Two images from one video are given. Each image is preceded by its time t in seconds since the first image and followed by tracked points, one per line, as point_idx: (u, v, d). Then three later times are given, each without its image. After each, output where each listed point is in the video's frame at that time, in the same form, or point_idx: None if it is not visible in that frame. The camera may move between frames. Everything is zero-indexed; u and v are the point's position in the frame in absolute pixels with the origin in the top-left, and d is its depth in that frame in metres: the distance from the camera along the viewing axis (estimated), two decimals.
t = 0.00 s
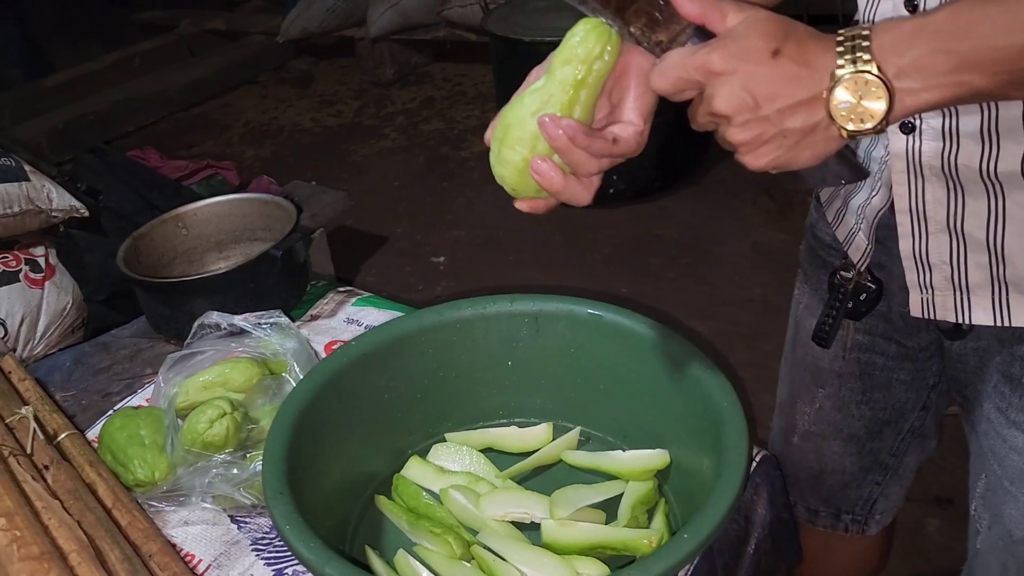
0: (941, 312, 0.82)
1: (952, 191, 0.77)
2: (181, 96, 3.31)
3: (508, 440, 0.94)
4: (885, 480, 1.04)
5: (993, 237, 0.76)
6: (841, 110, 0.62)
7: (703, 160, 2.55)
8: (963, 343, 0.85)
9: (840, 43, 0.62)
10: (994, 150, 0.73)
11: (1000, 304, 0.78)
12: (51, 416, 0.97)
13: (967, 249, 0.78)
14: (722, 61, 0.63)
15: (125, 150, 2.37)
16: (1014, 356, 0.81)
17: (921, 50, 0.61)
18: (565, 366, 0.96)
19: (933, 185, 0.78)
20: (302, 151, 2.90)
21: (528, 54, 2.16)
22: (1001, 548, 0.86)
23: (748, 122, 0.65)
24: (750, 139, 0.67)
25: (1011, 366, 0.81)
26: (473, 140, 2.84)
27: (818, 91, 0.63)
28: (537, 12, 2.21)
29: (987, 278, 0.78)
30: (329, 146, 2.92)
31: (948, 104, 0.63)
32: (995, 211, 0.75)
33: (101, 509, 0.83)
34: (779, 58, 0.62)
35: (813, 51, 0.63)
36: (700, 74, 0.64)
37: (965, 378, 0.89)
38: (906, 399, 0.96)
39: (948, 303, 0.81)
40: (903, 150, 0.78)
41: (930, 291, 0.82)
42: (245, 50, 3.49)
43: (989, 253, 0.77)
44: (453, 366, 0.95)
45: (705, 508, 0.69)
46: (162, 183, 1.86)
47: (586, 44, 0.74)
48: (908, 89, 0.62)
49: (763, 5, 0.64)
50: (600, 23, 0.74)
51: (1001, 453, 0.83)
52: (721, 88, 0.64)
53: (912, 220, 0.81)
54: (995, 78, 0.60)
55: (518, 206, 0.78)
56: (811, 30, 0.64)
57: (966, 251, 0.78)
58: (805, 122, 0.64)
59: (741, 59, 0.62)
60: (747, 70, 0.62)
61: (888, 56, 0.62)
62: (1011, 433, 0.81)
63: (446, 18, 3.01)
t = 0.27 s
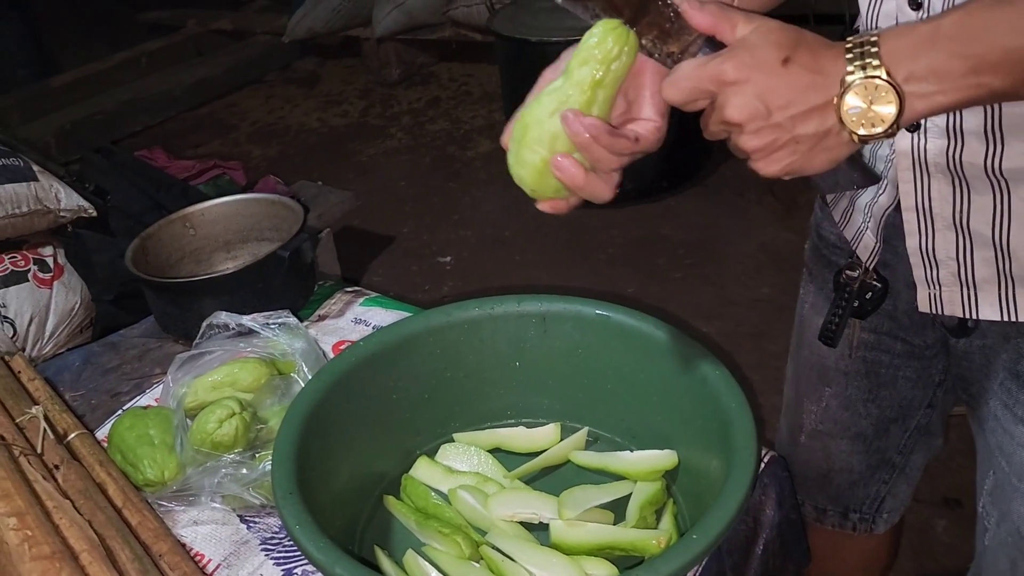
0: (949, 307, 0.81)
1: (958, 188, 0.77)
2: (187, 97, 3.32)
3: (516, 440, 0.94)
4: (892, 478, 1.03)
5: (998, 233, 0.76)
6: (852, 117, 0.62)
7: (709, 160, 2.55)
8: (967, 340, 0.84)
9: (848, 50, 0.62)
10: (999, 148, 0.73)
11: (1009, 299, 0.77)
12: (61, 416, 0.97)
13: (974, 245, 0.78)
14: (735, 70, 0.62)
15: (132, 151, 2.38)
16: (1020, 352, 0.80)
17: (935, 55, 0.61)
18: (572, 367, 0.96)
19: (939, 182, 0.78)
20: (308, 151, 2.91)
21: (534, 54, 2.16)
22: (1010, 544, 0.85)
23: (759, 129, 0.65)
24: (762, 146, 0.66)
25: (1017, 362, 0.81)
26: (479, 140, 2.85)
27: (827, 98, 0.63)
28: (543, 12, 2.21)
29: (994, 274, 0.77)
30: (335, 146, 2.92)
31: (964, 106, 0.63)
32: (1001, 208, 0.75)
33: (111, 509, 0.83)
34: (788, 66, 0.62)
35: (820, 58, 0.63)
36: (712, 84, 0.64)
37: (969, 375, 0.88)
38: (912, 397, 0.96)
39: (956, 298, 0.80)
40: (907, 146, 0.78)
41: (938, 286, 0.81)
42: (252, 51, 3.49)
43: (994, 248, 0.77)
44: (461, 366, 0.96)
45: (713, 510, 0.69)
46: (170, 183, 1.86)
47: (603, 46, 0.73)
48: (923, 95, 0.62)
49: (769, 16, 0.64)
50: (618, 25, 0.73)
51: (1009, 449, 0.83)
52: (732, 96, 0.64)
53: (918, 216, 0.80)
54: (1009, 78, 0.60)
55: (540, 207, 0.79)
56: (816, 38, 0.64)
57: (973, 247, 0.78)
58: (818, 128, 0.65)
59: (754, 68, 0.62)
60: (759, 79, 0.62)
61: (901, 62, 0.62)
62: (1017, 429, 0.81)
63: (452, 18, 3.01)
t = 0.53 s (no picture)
0: (954, 302, 0.82)
1: (964, 182, 0.77)
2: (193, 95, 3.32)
3: (524, 437, 0.94)
4: (900, 474, 1.03)
5: (1005, 228, 0.76)
6: (864, 120, 0.63)
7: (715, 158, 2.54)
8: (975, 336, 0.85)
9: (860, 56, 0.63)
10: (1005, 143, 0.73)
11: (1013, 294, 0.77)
12: (71, 411, 0.97)
13: (979, 240, 0.78)
14: (747, 78, 0.64)
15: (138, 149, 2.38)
16: None
17: (942, 57, 0.61)
18: (581, 364, 0.96)
19: (944, 177, 0.78)
20: (314, 149, 2.91)
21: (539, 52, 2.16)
22: (1015, 542, 0.85)
23: (774, 135, 0.66)
24: (779, 151, 0.67)
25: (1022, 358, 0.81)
26: (485, 138, 2.85)
27: (840, 102, 0.63)
28: (548, 10, 2.21)
29: (1001, 269, 0.77)
30: (340, 144, 2.92)
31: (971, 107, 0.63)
32: (1007, 202, 0.75)
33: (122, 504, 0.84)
34: (802, 73, 0.63)
35: (835, 64, 0.63)
36: (725, 92, 0.66)
37: (977, 371, 0.88)
38: (918, 393, 0.96)
39: (961, 294, 0.80)
40: (912, 143, 0.78)
41: (943, 282, 0.81)
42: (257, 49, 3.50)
43: (1001, 243, 0.77)
44: (470, 363, 0.96)
45: (724, 507, 0.69)
46: (177, 180, 1.87)
47: (627, 37, 0.73)
48: (931, 96, 0.62)
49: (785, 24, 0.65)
50: (646, 21, 0.73)
51: (1014, 446, 0.83)
52: (746, 104, 0.66)
53: (924, 212, 0.80)
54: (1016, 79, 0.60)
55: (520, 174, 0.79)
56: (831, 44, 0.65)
57: (979, 243, 0.78)
58: (831, 132, 0.65)
59: (767, 76, 0.64)
60: (772, 86, 0.64)
61: (909, 64, 0.62)
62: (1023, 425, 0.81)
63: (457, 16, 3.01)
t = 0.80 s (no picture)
0: (957, 298, 0.81)
1: (966, 177, 0.77)
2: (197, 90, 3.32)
3: (529, 431, 0.94)
4: (904, 470, 1.03)
5: (1007, 224, 0.76)
6: (864, 121, 0.63)
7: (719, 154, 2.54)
8: (978, 332, 0.85)
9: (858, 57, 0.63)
10: (1007, 138, 0.73)
11: (1015, 288, 0.77)
12: (77, 405, 0.98)
13: (982, 234, 0.78)
14: (745, 82, 0.64)
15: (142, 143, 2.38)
16: None
17: (941, 56, 0.61)
18: (586, 359, 0.96)
19: (948, 170, 0.78)
20: (318, 144, 2.91)
21: (543, 48, 2.15)
22: (1017, 537, 0.85)
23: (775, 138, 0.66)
24: (780, 153, 0.68)
25: None
26: (488, 134, 2.84)
27: (840, 102, 0.64)
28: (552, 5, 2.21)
29: (1003, 264, 0.77)
30: (344, 139, 2.92)
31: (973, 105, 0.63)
32: (1009, 196, 0.75)
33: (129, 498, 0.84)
34: (800, 75, 0.63)
35: (833, 65, 0.64)
36: (723, 99, 0.66)
37: (979, 366, 0.88)
38: (922, 387, 0.96)
39: (963, 289, 0.80)
40: (916, 138, 0.78)
41: (946, 277, 0.81)
42: (262, 44, 3.50)
43: (1003, 238, 0.77)
44: (474, 358, 0.96)
45: (729, 500, 0.69)
46: (182, 175, 1.87)
47: (634, 30, 0.73)
48: (933, 95, 0.62)
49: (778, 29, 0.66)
50: (651, 13, 0.73)
51: (1017, 441, 0.83)
52: (745, 109, 0.66)
53: (927, 207, 0.80)
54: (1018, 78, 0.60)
55: (540, 178, 0.80)
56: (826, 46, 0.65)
57: (981, 237, 0.78)
58: (832, 133, 0.65)
59: (765, 79, 0.63)
60: (771, 90, 0.64)
61: (909, 64, 0.62)
62: None
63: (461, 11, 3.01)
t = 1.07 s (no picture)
0: (948, 289, 0.81)
1: (956, 166, 0.77)
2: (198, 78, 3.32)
3: (521, 419, 0.95)
4: (895, 459, 1.03)
5: (996, 213, 0.76)
6: (852, 115, 0.64)
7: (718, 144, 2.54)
8: (967, 323, 0.85)
9: (842, 52, 0.63)
10: (996, 128, 0.73)
11: (1004, 280, 0.78)
12: (72, 390, 0.98)
13: (971, 225, 0.78)
14: (731, 82, 0.64)
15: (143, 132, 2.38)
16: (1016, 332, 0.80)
17: (927, 49, 0.61)
18: (578, 347, 0.96)
19: (937, 160, 0.78)
20: (319, 133, 2.91)
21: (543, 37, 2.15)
22: (1005, 527, 0.86)
23: (763, 134, 0.66)
24: (769, 150, 0.67)
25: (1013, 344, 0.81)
26: (489, 123, 2.84)
27: (827, 97, 0.64)
28: None
29: (992, 254, 0.78)
30: (344, 128, 2.92)
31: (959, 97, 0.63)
32: (998, 187, 0.75)
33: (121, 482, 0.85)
34: (787, 72, 0.63)
35: (819, 60, 0.64)
36: (712, 100, 0.66)
37: (968, 356, 0.89)
38: (912, 377, 0.96)
39: (953, 279, 0.81)
40: (906, 127, 0.78)
41: (935, 268, 0.82)
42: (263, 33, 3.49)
43: (992, 227, 0.77)
44: (467, 345, 0.96)
45: (716, 486, 0.69)
46: (181, 163, 1.87)
47: (624, 18, 0.70)
48: (920, 87, 0.62)
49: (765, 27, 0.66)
50: None
51: (1006, 431, 0.83)
52: (733, 108, 0.66)
53: (916, 199, 0.81)
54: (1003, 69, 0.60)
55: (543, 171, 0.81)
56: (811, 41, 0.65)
57: (971, 228, 0.78)
58: (821, 127, 0.65)
59: (753, 76, 0.64)
60: (759, 88, 0.64)
61: (895, 57, 0.62)
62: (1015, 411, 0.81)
63: None
